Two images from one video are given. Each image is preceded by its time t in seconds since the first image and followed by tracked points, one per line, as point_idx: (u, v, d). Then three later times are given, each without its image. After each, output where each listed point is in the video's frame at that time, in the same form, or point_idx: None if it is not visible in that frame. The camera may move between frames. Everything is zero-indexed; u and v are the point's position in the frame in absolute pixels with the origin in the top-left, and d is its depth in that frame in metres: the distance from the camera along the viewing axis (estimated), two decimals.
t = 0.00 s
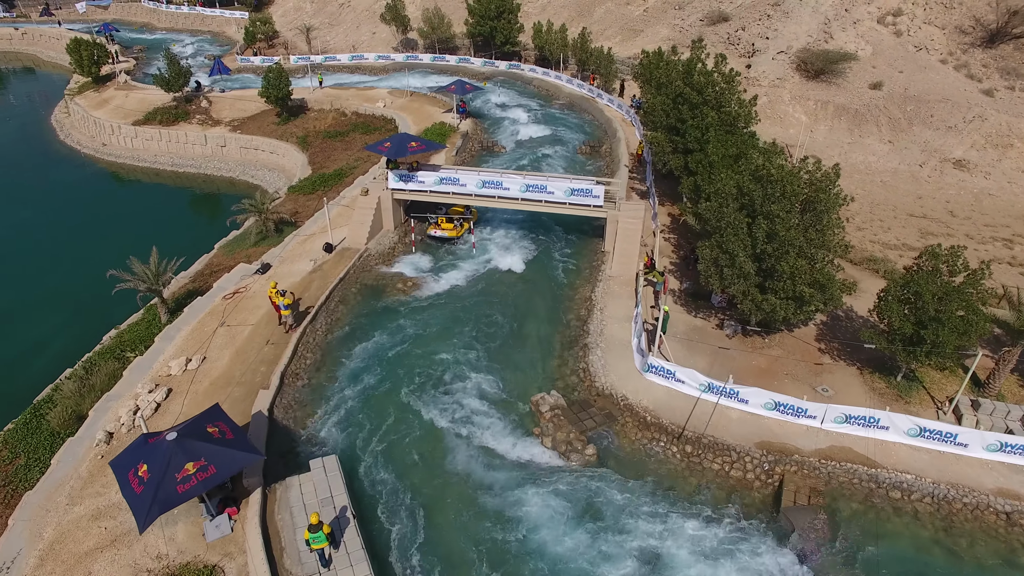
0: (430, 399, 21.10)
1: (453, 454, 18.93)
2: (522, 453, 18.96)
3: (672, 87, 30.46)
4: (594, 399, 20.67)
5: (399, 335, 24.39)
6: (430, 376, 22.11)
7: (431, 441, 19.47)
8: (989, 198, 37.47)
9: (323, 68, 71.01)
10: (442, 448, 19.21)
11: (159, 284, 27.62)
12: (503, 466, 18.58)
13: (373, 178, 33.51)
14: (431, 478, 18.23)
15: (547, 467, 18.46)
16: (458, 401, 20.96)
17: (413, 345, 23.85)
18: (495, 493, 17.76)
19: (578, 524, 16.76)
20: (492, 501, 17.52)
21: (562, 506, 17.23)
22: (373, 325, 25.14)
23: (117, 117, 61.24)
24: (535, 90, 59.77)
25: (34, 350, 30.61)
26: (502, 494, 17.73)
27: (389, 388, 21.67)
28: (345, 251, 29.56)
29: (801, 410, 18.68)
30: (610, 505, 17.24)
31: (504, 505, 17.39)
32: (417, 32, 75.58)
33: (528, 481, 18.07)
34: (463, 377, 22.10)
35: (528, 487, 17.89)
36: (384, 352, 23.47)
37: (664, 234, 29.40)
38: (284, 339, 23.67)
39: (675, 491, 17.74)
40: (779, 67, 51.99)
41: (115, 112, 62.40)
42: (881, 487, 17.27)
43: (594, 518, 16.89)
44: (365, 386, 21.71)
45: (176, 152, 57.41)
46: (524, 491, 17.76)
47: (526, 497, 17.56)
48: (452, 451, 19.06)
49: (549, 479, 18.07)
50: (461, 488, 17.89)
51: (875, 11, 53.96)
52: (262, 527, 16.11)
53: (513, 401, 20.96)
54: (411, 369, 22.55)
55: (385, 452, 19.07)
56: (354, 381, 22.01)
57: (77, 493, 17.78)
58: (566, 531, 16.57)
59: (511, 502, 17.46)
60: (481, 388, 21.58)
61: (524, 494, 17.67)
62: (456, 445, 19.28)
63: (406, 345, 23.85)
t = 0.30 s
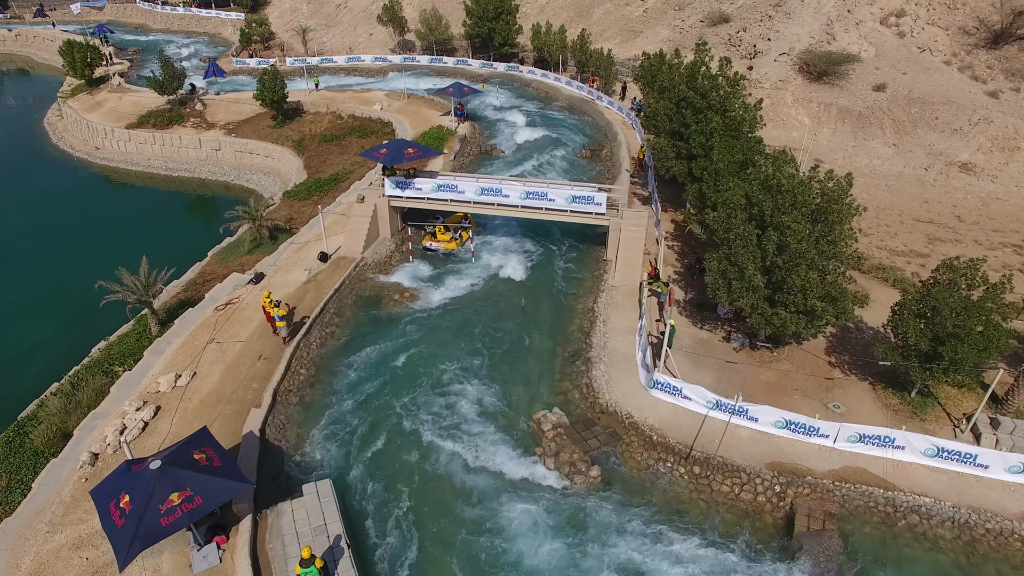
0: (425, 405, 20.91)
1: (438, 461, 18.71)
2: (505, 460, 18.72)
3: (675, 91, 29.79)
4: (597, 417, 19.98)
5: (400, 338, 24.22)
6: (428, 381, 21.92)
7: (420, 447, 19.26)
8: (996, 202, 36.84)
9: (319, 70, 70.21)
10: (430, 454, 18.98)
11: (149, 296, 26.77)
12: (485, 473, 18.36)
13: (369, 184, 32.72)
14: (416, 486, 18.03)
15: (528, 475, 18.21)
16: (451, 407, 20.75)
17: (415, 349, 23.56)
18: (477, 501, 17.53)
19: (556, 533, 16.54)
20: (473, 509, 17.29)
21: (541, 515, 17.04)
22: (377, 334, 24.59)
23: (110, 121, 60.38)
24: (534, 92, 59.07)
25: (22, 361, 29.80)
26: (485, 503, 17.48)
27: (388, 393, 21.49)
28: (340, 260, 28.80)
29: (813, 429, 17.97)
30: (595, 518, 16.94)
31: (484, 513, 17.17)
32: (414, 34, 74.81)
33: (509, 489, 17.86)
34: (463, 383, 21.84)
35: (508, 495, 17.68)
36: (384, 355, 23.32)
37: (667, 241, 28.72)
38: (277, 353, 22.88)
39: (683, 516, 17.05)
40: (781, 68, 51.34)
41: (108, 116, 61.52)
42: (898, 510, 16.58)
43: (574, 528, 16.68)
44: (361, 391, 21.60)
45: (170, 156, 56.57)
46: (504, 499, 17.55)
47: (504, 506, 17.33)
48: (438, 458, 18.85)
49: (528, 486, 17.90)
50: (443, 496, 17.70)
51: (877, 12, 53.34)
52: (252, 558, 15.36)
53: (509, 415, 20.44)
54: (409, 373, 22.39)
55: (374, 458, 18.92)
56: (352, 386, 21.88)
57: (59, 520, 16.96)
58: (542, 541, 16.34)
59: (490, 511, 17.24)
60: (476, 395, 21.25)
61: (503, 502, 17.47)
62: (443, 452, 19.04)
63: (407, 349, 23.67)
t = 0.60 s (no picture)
0: (422, 408, 20.74)
1: (426, 466, 18.50)
2: (494, 463, 18.60)
3: (680, 96, 29.10)
4: (602, 436, 19.29)
5: (406, 342, 23.96)
6: (430, 385, 21.73)
7: (413, 452, 19.08)
8: (1005, 207, 36.22)
9: (316, 72, 69.41)
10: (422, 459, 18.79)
11: (139, 308, 25.91)
12: (471, 478, 18.16)
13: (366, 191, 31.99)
14: (405, 491, 17.84)
15: (511, 482, 17.96)
16: (448, 411, 20.55)
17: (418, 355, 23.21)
18: (463, 507, 17.33)
19: (537, 541, 16.32)
20: (458, 515, 17.09)
21: (521, 522, 16.83)
22: (380, 341, 24.15)
23: (103, 124, 59.52)
24: (533, 94, 58.34)
25: (9, 372, 28.92)
26: (471, 509, 17.28)
27: (388, 398, 21.28)
28: (336, 269, 28.08)
29: (826, 449, 17.25)
30: (598, 544, 16.24)
31: (467, 519, 16.99)
32: (411, 35, 74.03)
33: (493, 494, 17.66)
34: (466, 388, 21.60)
35: (491, 500, 17.50)
36: (391, 358, 23.15)
37: (671, 249, 28.07)
38: (270, 369, 22.14)
39: (692, 543, 16.37)
40: (784, 71, 50.67)
41: (101, 118, 60.67)
42: (917, 537, 15.90)
43: (558, 538, 16.39)
44: (361, 395, 21.42)
45: (164, 159, 55.69)
46: (486, 504, 17.37)
47: (484, 513, 17.11)
48: (428, 462, 18.65)
49: (513, 493, 17.63)
50: (428, 500, 17.51)
51: (880, 13, 52.68)
52: None
53: (508, 428, 19.89)
54: (410, 377, 22.21)
55: (367, 462, 18.75)
56: (354, 390, 21.68)
57: (39, 548, 16.15)
58: (520, 550, 16.11)
59: (472, 517, 17.02)
60: (474, 401, 20.97)
61: (486, 508, 17.28)
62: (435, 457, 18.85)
63: (412, 353, 23.42)
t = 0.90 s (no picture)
0: (423, 408, 20.75)
1: (418, 467, 18.49)
2: (483, 465, 18.56)
3: (684, 102, 28.44)
4: (607, 456, 18.62)
5: (417, 347, 23.73)
6: (434, 386, 21.71)
7: (410, 454, 19.04)
8: (1014, 212, 35.61)
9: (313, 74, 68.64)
10: (415, 459, 18.81)
11: (129, 319, 25.03)
12: (460, 481, 18.12)
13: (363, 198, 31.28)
14: (396, 493, 17.81)
15: (497, 487, 17.84)
16: (447, 412, 20.52)
17: (424, 357, 23.17)
18: (449, 509, 17.32)
19: (517, 551, 16.17)
20: (443, 517, 17.08)
21: (506, 529, 16.68)
22: (388, 344, 24.04)
23: (98, 126, 58.69)
24: (533, 96, 57.68)
25: None
26: (455, 511, 17.25)
27: (389, 399, 21.28)
28: (332, 279, 27.35)
29: (841, 471, 16.55)
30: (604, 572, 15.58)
31: (451, 521, 16.98)
32: (409, 37, 73.28)
33: (477, 496, 17.62)
34: (467, 390, 21.53)
35: (475, 502, 17.45)
36: (400, 360, 23.11)
37: (675, 257, 27.45)
38: (263, 385, 21.40)
39: (703, 570, 15.71)
40: (787, 73, 50.04)
41: (96, 121, 59.85)
42: (938, 565, 15.21)
43: (553, 558, 15.96)
44: (366, 397, 21.40)
45: (159, 162, 54.83)
46: (469, 505, 17.35)
47: (467, 515, 17.10)
48: (420, 464, 18.64)
49: (509, 511, 17.15)
50: (416, 502, 17.49)
51: (884, 14, 52.06)
52: None
53: (509, 446, 19.27)
54: (412, 379, 22.15)
55: (361, 463, 18.78)
56: (357, 391, 21.68)
57: None
58: (498, 557, 16.02)
59: (454, 520, 16.99)
60: (474, 405, 20.84)
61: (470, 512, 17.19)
62: (428, 458, 18.86)
63: (423, 356, 23.34)
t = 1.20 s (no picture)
0: (430, 409, 20.82)
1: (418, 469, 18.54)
2: (477, 468, 18.60)
3: (692, 106, 27.79)
4: (614, 476, 18.00)
5: (433, 349, 23.69)
6: (444, 387, 21.75)
7: (409, 455, 19.09)
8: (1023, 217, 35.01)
9: (311, 75, 67.96)
10: (411, 459, 18.93)
11: (121, 331, 24.31)
12: (452, 482, 18.19)
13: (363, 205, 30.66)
14: (391, 493, 17.90)
15: (490, 493, 17.72)
16: (452, 414, 20.55)
17: (429, 358, 23.20)
18: (438, 508, 17.39)
19: (505, 556, 16.08)
20: (432, 517, 17.17)
21: (499, 537, 16.52)
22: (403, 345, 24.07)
23: (93, 129, 57.96)
24: (534, 98, 57.09)
25: None
26: (444, 511, 17.33)
27: (393, 400, 21.28)
28: (330, 288, 26.72)
29: (857, 494, 15.90)
30: None
31: (439, 521, 17.06)
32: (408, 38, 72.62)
33: (467, 498, 17.68)
34: (470, 392, 21.49)
35: (464, 503, 17.51)
36: (411, 360, 23.14)
37: (681, 266, 26.92)
38: (259, 400, 20.76)
39: None
40: (792, 75, 49.45)
41: (92, 123, 59.14)
42: None
43: None
44: (375, 398, 21.43)
45: (155, 165, 54.13)
46: (457, 506, 17.42)
47: (455, 515, 17.17)
48: (416, 464, 18.73)
49: (503, 526, 16.79)
50: (408, 503, 17.54)
51: (889, 15, 51.45)
52: None
53: (511, 464, 18.70)
54: (421, 379, 22.20)
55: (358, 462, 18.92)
56: (362, 392, 21.72)
57: None
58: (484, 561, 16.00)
59: (443, 522, 17.00)
60: (480, 408, 20.77)
61: (463, 513, 17.23)
62: (424, 458, 18.96)
63: (437, 357, 23.30)
